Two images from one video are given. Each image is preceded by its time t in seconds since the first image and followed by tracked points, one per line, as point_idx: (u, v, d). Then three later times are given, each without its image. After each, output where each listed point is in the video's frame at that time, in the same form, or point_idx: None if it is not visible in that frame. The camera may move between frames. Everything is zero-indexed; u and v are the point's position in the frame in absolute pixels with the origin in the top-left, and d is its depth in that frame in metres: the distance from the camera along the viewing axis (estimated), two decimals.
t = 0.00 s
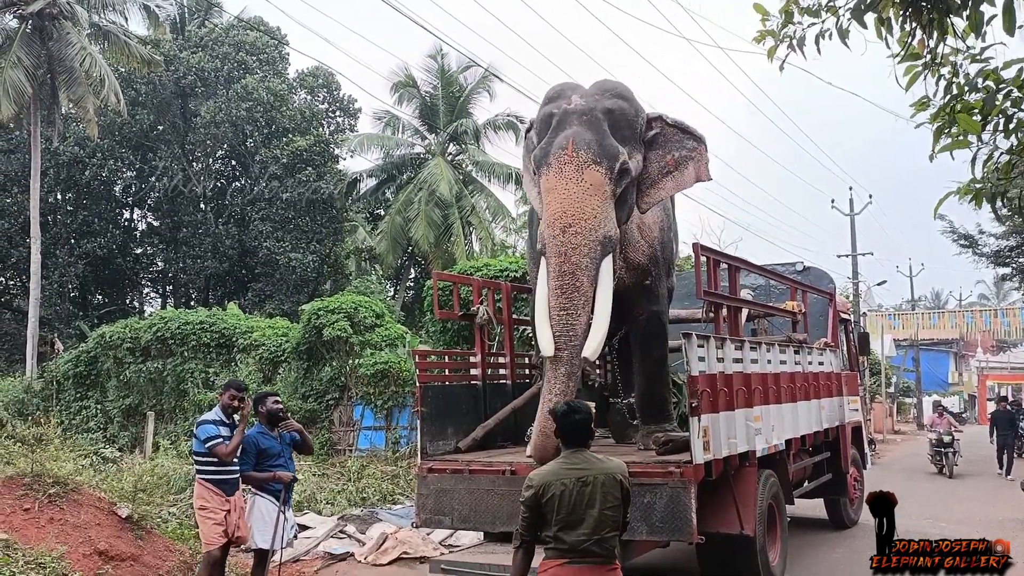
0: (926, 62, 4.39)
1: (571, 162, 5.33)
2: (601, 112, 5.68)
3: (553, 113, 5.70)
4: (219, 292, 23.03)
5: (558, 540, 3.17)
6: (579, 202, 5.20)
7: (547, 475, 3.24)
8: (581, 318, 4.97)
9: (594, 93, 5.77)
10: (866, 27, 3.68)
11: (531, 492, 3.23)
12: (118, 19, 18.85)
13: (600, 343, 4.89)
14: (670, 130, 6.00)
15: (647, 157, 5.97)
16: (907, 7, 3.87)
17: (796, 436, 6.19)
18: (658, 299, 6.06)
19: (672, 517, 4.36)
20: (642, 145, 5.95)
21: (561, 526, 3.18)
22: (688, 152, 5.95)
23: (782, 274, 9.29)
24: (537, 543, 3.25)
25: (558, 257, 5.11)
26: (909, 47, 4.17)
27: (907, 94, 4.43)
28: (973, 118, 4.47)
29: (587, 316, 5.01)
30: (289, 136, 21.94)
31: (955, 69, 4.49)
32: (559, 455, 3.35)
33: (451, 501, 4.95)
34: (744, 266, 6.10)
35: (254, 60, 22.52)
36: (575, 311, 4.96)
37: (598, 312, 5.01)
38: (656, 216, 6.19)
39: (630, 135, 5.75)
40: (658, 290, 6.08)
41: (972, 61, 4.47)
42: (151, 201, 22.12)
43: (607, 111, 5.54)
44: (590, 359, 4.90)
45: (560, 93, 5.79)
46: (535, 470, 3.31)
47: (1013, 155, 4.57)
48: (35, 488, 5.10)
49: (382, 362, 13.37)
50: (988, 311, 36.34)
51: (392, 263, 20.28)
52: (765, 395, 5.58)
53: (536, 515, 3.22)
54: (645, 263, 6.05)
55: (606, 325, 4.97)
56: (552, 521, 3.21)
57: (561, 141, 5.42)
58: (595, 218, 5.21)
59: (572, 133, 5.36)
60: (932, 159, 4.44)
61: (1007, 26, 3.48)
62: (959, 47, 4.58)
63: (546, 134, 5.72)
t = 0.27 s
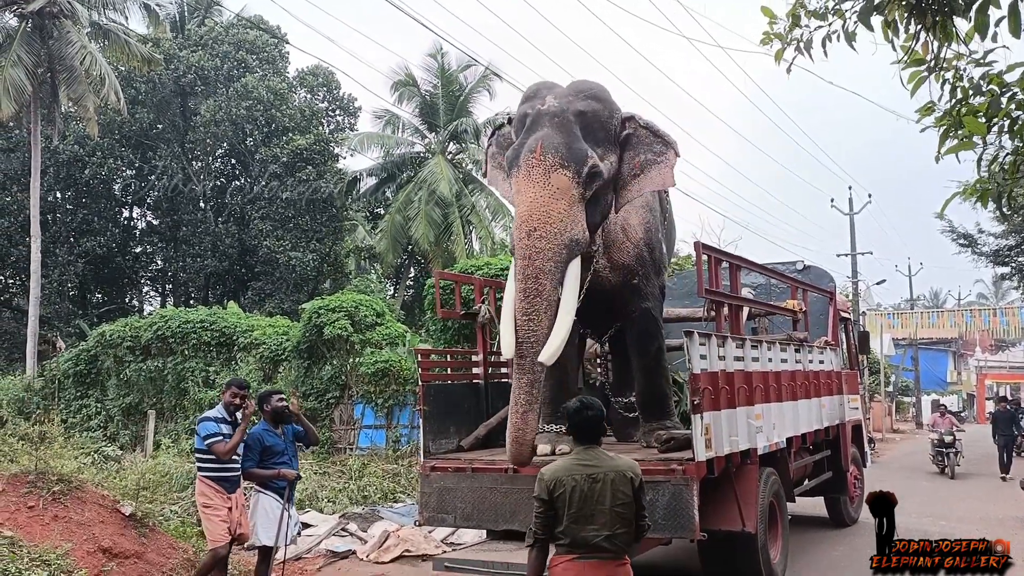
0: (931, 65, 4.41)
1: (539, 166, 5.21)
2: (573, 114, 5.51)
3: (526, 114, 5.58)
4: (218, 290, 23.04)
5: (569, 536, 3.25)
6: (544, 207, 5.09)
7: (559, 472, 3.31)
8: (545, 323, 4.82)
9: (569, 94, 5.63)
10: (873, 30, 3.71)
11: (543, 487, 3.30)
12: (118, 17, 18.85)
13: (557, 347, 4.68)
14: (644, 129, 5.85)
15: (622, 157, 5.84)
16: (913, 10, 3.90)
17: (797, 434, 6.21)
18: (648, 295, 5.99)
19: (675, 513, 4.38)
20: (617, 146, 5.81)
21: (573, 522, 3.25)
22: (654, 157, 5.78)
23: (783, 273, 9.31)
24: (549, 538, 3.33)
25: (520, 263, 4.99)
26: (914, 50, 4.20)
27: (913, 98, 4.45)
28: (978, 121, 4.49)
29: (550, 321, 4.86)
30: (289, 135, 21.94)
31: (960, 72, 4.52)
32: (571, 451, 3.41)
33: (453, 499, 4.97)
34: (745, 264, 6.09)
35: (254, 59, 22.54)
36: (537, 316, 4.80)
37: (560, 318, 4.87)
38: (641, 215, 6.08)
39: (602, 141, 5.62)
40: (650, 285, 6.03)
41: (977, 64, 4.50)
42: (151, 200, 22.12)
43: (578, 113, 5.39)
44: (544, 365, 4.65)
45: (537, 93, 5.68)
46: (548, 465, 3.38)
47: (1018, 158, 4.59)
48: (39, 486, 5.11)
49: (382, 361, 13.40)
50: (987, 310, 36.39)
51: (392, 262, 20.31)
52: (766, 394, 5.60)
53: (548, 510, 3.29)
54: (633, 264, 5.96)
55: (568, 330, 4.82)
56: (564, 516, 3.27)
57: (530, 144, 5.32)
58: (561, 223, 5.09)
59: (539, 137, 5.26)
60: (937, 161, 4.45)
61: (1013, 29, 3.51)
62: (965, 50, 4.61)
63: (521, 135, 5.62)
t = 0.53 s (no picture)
0: (938, 63, 4.40)
1: (517, 165, 5.11)
2: (554, 113, 5.38)
3: (508, 113, 5.48)
4: (219, 289, 23.06)
5: (583, 532, 3.32)
6: (524, 205, 5.02)
7: (574, 468, 3.38)
8: (526, 321, 4.82)
9: (550, 93, 5.50)
10: (880, 28, 3.72)
11: (559, 482, 3.37)
12: (119, 16, 18.87)
13: (536, 346, 4.57)
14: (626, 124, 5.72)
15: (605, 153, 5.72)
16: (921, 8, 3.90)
17: (799, 432, 6.22)
18: (644, 290, 5.89)
19: (678, 511, 4.39)
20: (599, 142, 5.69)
21: (588, 518, 3.32)
22: (637, 149, 5.63)
23: (785, 271, 9.32)
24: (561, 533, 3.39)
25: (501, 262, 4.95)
26: (922, 49, 4.20)
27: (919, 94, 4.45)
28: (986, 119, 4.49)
29: (532, 321, 4.84)
30: (290, 133, 21.94)
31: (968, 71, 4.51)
32: (587, 449, 3.48)
33: (457, 497, 4.98)
34: (747, 261, 6.08)
35: (255, 58, 22.54)
36: (517, 316, 4.80)
37: (540, 318, 4.82)
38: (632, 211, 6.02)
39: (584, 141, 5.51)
40: (646, 281, 5.90)
41: (984, 63, 4.49)
42: (152, 199, 22.13)
43: (557, 112, 5.26)
44: (522, 366, 4.54)
45: (519, 91, 5.57)
46: (564, 460, 3.44)
47: None
48: (43, 483, 5.12)
49: (384, 359, 13.40)
50: (987, 309, 36.39)
51: (393, 261, 20.32)
52: (769, 391, 5.61)
53: (563, 505, 3.35)
54: (626, 261, 5.91)
55: (548, 330, 4.76)
56: (578, 512, 3.34)
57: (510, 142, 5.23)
58: (541, 222, 5.01)
59: (519, 137, 5.17)
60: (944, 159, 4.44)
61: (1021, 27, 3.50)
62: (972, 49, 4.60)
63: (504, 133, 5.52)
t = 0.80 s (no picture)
0: (948, 61, 4.40)
1: (503, 167, 5.12)
2: (537, 112, 5.37)
3: (493, 117, 5.51)
4: (222, 288, 23.08)
5: (606, 529, 3.35)
6: (514, 207, 5.01)
7: (598, 466, 3.40)
8: (523, 322, 4.83)
9: (533, 94, 5.50)
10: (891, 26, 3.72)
11: (582, 479, 3.38)
12: (121, 15, 18.90)
13: (531, 347, 4.57)
14: (616, 115, 5.82)
15: (596, 149, 5.75)
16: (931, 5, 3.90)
17: (803, 431, 6.23)
18: (646, 285, 5.84)
19: (683, 509, 4.41)
20: (588, 139, 5.71)
21: (610, 516, 3.35)
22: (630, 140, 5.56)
23: (788, 270, 9.32)
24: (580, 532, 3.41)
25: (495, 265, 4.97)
26: (933, 46, 4.20)
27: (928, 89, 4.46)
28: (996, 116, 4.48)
29: (527, 321, 4.85)
30: (292, 133, 21.94)
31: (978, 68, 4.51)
32: (606, 448, 3.52)
33: (463, 495, 4.99)
34: (751, 260, 6.08)
35: (257, 57, 22.55)
36: (513, 318, 4.81)
37: (536, 318, 4.83)
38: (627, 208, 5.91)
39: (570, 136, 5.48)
40: (647, 276, 5.83)
41: (995, 59, 4.49)
42: (154, 198, 22.15)
43: (540, 111, 5.25)
44: (519, 365, 4.56)
45: (503, 95, 5.58)
46: (585, 459, 3.47)
47: None
48: (51, 481, 5.14)
49: (387, 358, 13.41)
50: (990, 308, 36.34)
51: (395, 260, 20.33)
52: (773, 389, 5.62)
53: (587, 503, 3.36)
54: (626, 258, 5.89)
55: (544, 329, 4.77)
56: (602, 509, 3.36)
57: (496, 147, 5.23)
58: (531, 222, 5.01)
59: (503, 140, 5.17)
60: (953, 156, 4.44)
61: None
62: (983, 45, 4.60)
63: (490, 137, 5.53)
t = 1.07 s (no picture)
0: (957, 59, 4.40)
1: (503, 168, 5.14)
2: (534, 112, 5.39)
3: (491, 119, 5.53)
4: (224, 288, 23.09)
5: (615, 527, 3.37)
6: (513, 208, 5.02)
7: (607, 465, 3.41)
8: (527, 323, 4.83)
9: (530, 94, 5.50)
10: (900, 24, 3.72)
11: (591, 479, 3.39)
12: (124, 16, 18.92)
13: (534, 348, 4.57)
14: (613, 112, 5.87)
15: (596, 146, 5.78)
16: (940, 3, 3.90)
17: (807, 430, 6.22)
18: (638, 285, 5.57)
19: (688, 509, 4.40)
20: (587, 137, 5.73)
21: (620, 513, 3.37)
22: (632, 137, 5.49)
23: (791, 270, 9.32)
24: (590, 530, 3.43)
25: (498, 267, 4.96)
26: (942, 43, 4.19)
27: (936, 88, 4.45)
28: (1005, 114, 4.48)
29: (531, 321, 4.83)
30: (294, 133, 21.95)
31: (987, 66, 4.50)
32: (613, 446, 3.52)
33: (468, 495, 5.00)
34: (755, 260, 6.07)
35: (259, 57, 22.56)
36: (516, 319, 4.81)
37: (539, 318, 4.82)
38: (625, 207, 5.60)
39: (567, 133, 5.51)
40: (640, 277, 5.55)
41: (1003, 57, 4.48)
42: (156, 198, 22.17)
43: (536, 111, 5.26)
44: (523, 365, 4.56)
45: (501, 97, 5.60)
46: (593, 458, 3.48)
47: None
48: (57, 481, 5.15)
49: (389, 358, 13.39)
50: (992, 308, 36.28)
51: (397, 260, 20.32)
52: (777, 389, 5.61)
53: (596, 503, 3.38)
54: (618, 257, 5.60)
55: (547, 329, 4.76)
56: (611, 507, 3.38)
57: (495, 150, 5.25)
58: (532, 222, 5.00)
59: (502, 142, 5.19)
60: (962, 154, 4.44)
61: None
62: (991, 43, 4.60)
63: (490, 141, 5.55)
